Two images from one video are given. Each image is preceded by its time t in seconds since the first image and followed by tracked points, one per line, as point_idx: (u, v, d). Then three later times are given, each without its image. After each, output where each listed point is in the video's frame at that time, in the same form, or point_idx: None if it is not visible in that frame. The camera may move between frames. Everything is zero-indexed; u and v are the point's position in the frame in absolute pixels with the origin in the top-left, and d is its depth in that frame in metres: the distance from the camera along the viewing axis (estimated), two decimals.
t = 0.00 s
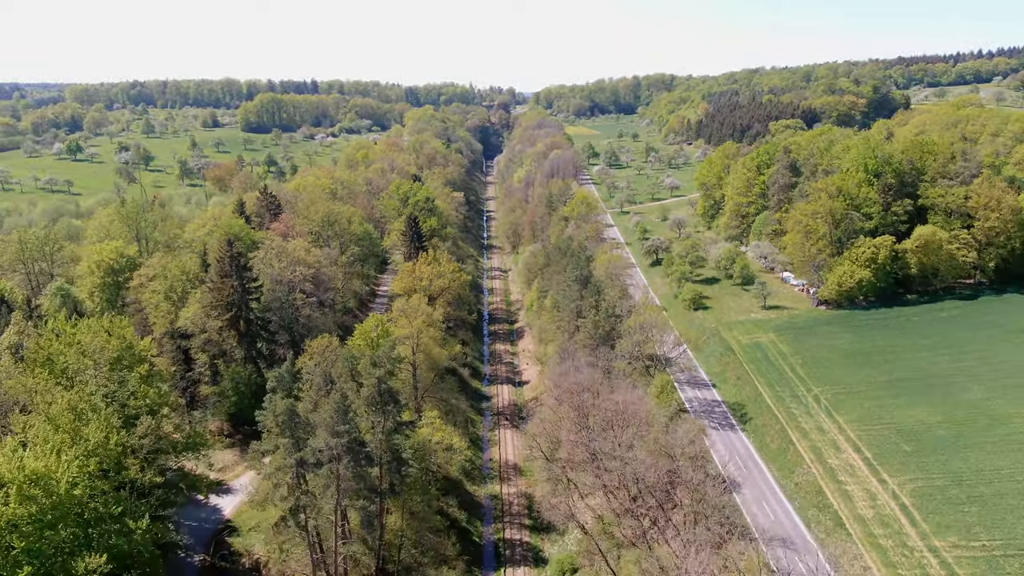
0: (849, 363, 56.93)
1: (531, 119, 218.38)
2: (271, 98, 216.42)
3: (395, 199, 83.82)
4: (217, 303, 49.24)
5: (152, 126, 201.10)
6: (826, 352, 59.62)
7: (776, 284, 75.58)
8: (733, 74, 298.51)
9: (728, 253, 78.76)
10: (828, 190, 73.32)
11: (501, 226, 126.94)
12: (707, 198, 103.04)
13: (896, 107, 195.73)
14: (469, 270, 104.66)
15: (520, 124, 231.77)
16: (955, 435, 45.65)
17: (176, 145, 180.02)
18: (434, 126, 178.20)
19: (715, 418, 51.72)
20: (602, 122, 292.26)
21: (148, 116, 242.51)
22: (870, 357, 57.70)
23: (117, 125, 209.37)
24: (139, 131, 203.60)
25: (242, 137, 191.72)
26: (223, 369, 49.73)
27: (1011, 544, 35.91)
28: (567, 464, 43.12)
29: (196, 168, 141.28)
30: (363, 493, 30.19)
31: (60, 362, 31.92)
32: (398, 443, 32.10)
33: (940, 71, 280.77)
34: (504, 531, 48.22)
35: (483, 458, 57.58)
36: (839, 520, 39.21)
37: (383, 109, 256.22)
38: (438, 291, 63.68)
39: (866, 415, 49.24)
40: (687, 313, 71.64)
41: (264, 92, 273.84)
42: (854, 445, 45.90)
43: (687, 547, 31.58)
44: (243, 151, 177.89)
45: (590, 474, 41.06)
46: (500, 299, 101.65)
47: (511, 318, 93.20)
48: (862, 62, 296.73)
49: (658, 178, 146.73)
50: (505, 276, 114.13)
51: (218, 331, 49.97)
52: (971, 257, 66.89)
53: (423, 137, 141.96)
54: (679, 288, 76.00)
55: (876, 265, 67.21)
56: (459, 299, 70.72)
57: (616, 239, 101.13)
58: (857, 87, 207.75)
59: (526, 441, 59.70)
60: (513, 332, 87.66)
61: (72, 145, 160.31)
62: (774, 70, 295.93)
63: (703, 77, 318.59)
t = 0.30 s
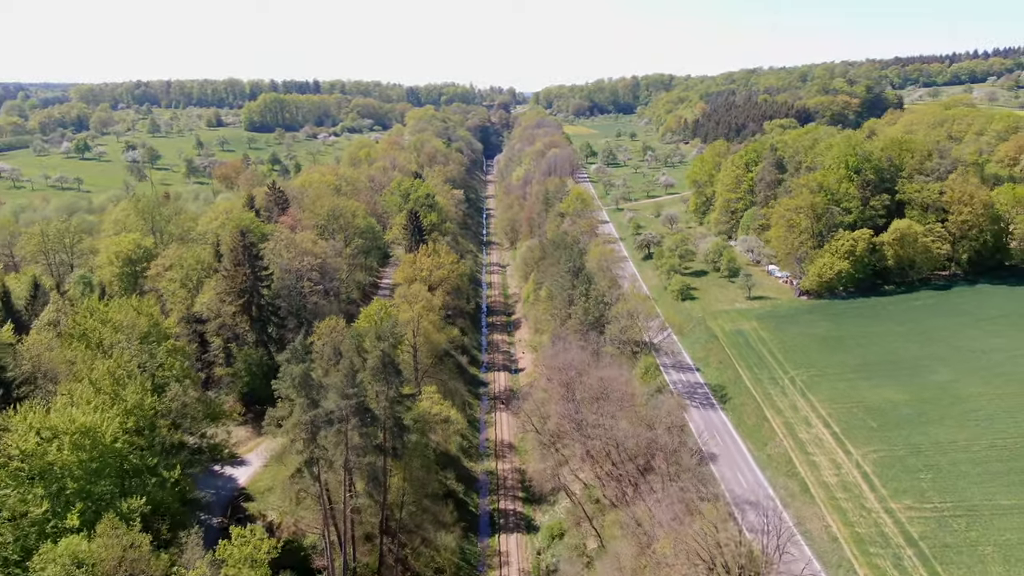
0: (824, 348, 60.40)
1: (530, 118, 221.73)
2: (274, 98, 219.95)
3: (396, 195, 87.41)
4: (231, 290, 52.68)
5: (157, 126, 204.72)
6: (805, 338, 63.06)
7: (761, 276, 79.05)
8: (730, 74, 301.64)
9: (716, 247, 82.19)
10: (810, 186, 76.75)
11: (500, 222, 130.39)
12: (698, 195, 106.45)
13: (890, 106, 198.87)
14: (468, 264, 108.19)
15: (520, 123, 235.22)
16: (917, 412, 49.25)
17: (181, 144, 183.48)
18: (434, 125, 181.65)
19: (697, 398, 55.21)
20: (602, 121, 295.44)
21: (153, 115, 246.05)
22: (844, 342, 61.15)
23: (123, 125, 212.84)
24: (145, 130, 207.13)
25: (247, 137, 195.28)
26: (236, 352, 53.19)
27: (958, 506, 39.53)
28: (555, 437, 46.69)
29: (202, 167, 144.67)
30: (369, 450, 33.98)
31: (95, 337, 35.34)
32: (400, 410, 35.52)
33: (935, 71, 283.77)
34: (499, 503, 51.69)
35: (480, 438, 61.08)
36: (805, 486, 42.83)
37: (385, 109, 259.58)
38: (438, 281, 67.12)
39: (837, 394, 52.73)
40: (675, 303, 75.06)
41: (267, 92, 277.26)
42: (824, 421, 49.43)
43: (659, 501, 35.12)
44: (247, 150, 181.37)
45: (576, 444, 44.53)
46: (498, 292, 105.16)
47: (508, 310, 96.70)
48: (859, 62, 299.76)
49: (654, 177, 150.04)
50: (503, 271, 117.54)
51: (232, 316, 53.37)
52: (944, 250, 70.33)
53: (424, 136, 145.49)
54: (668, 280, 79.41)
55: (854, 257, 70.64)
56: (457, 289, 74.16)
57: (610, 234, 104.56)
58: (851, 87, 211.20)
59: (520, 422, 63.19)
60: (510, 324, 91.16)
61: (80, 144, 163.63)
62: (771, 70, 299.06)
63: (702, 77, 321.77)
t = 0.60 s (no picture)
0: (808, 335, 63.71)
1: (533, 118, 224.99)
2: (281, 98, 223.74)
3: (402, 191, 91.02)
4: (247, 278, 56.10)
5: (167, 125, 208.64)
6: (790, 326, 66.32)
7: (752, 269, 82.38)
8: (732, 74, 304.49)
9: (709, 241, 85.51)
10: (798, 183, 80.05)
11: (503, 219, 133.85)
12: (694, 192, 109.73)
13: (888, 106, 201.77)
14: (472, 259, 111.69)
15: (523, 123, 238.55)
16: (889, 391, 52.67)
17: (191, 143, 187.28)
18: (439, 125, 185.12)
19: (685, 380, 58.62)
20: (605, 121, 298.60)
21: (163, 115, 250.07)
22: (827, 329, 64.51)
23: (134, 124, 216.69)
24: (155, 130, 210.98)
25: (255, 136, 199.03)
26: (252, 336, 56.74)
27: (920, 474, 43.01)
28: (550, 413, 50.18)
29: (212, 165, 148.35)
30: (377, 416, 37.59)
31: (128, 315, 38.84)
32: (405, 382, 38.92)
33: (936, 71, 286.26)
34: (498, 477, 55.17)
35: (481, 419, 64.57)
36: (781, 458, 46.28)
37: (390, 109, 263.13)
38: (441, 272, 70.62)
39: (816, 376, 56.12)
40: (669, 294, 78.36)
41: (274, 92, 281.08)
42: (802, 400, 52.83)
43: (640, 462, 38.65)
44: (256, 149, 185.12)
45: (569, 420, 47.88)
46: (500, 286, 108.61)
47: (510, 302, 100.13)
48: (859, 63, 302.42)
49: (654, 175, 153.27)
50: (505, 266, 120.93)
51: (248, 302, 56.78)
52: (926, 243, 73.64)
53: (429, 136, 149.01)
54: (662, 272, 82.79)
55: (840, 250, 73.89)
56: (460, 280, 77.69)
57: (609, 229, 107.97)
58: (850, 87, 214.09)
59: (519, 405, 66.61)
60: (511, 315, 94.61)
61: (92, 142, 167.40)
62: (773, 70, 301.85)
63: (704, 77, 324.72)
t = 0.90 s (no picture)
0: (793, 324, 67.05)
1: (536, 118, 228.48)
2: (288, 99, 227.47)
3: (407, 188, 94.70)
4: (263, 267, 59.68)
5: (176, 125, 212.65)
6: (776, 316, 69.67)
7: (743, 263, 85.76)
8: (734, 74, 307.42)
9: (702, 236, 88.92)
10: (787, 180, 83.46)
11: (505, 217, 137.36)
12: (690, 189, 113.07)
13: (885, 106, 204.70)
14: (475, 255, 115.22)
15: (526, 123, 241.93)
16: (865, 374, 55.98)
17: (201, 142, 191.12)
18: (443, 124, 188.66)
19: (675, 364, 61.99)
20: (608, 121, 301.73)
21: (173, 115, 254.18)
22: (812, 319, 67.86)
23: (144, 124, 220.57)
24: (164, 129, 214.87)
25: (263, 135, 202.83)
26: (267, 322, 60.27)
27: (887, 447, 46.37)
28: (546, 392, 53.53)
29: (222, 163, 152.04)
30: (384, 389, 41.05)
31: (158, 297, 42.67)
32: (409, 359, 42.23)
33: (936, 71, 288.69)
34: (498, 455, 58.68)
35: (482, 403, 68.04)
36: (760, 434, 49.70)
37: (395, 109, 266.88)
38: (446, 263, 74.05)
39: (798, 361, 59.50)
40: (663, 286, 81.78)
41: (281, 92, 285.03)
42: (783, 382, 56.22)
43: (626, 433, 42.05)
44: (264, 148, 188.91)
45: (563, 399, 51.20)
46: (502, 280, 112.04)
47: (511, 296, 103.64)
48: (860, 63, 305.18)
49: (653, 173, 156.52)
50: (507, 261, 124.32)
51: (263, 290, 60.33)
52: (908, 237, 76.92)
53: (433, 135, 152.44)
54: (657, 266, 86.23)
55: (826, 244, 77.21)
56: (462, 273, 81.21)
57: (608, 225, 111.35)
58: (848, 87, 217.14)
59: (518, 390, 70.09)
60: (512, 308, 98.20)
61: (104, 142, 171.15)
62: (774, 70, 304.62)
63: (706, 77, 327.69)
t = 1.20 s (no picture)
0: (778, 314, 70.41)
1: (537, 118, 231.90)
2: (293, 99, 231.10)
3: (410, 185, 98.28)
4: (274, 258, 63.13)
5: (184, 125, 216.26)
6: (763, 306, 73.00)
7: (733, 257, 89.12)
8: (733, 75, 310.70)
9: (694, 231, 92.32)
10: (775, 177, 86.87)
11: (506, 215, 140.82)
12: (685, 187, 116.48)
13: (881, 106, 207.92)
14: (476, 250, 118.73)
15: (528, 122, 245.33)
16: (843, 359, 59.34)
17: (208, 141, 194.75)
18: (446, 124, 192.17)
19: (664, 351, 65.35)
20: (608, 121, 305.06)
21: (180, 115, 257.80)
22: (796, 309, 71.20)
23: (151, 124, 224.09)
24: (172, 129, 218.45)
25: (269, 135, 206.44)
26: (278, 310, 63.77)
27: (858, 424, 49.76)
28: (540, 375, 56.92)
29: (229, 162, 155.49)
30: (389, 367, 44.45)
31: (181, 283, 46.20)
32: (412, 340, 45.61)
33: (933, 71, 291.73)
34: (496, 435, 62.07)
35: (481, 389, 71.45)
36: (740, 412, 53.09)
37: (399, 109, 270.45)
38: (447, 255, 77.50)
39: (780, 347, 62.85)
40: (655, 279, 85.13)
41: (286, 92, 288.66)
42: (765, 366, 59.59)
43: (613, 407, 45.38)
44: (270, 147, 192.46)
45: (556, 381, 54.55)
46: (502, 275, 115.48)
47: (511, 290, 107.05)
48: (858, 64, 308.37)
49: (651, 172, 159.87)
50: (507, 257, 127.67)
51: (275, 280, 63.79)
52: (890, 231, 80.35)
53: (436, 135, 155.90)
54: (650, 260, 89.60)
55: (812, 238, 80.58)
56: (462, 266, 84.62)
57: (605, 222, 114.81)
58: (844, 87, 220.36)
59: (516, 377, 73.47)
60: (512, 301, 101.61)
61: (114, 141, 174.67)
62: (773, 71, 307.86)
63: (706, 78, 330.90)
